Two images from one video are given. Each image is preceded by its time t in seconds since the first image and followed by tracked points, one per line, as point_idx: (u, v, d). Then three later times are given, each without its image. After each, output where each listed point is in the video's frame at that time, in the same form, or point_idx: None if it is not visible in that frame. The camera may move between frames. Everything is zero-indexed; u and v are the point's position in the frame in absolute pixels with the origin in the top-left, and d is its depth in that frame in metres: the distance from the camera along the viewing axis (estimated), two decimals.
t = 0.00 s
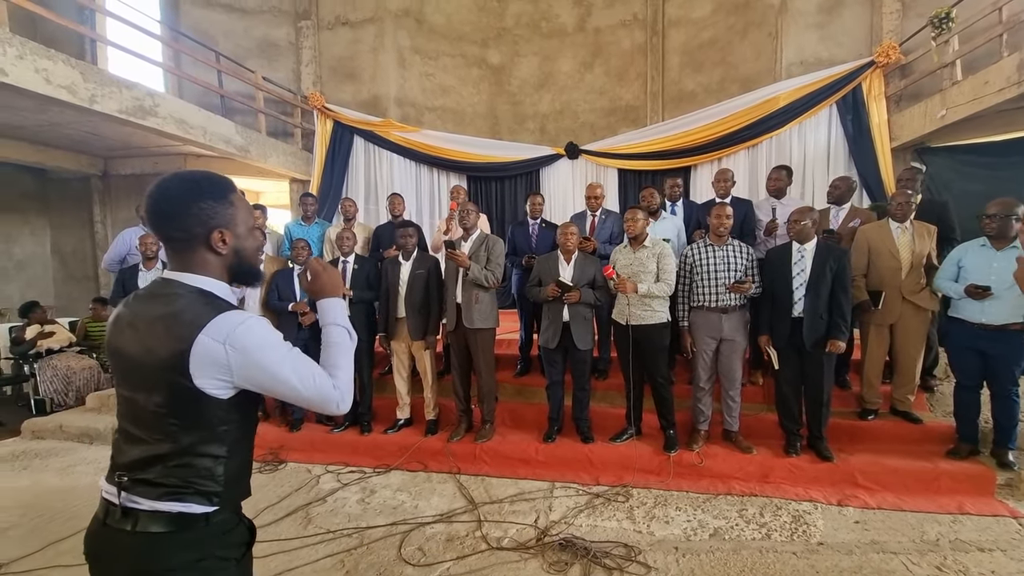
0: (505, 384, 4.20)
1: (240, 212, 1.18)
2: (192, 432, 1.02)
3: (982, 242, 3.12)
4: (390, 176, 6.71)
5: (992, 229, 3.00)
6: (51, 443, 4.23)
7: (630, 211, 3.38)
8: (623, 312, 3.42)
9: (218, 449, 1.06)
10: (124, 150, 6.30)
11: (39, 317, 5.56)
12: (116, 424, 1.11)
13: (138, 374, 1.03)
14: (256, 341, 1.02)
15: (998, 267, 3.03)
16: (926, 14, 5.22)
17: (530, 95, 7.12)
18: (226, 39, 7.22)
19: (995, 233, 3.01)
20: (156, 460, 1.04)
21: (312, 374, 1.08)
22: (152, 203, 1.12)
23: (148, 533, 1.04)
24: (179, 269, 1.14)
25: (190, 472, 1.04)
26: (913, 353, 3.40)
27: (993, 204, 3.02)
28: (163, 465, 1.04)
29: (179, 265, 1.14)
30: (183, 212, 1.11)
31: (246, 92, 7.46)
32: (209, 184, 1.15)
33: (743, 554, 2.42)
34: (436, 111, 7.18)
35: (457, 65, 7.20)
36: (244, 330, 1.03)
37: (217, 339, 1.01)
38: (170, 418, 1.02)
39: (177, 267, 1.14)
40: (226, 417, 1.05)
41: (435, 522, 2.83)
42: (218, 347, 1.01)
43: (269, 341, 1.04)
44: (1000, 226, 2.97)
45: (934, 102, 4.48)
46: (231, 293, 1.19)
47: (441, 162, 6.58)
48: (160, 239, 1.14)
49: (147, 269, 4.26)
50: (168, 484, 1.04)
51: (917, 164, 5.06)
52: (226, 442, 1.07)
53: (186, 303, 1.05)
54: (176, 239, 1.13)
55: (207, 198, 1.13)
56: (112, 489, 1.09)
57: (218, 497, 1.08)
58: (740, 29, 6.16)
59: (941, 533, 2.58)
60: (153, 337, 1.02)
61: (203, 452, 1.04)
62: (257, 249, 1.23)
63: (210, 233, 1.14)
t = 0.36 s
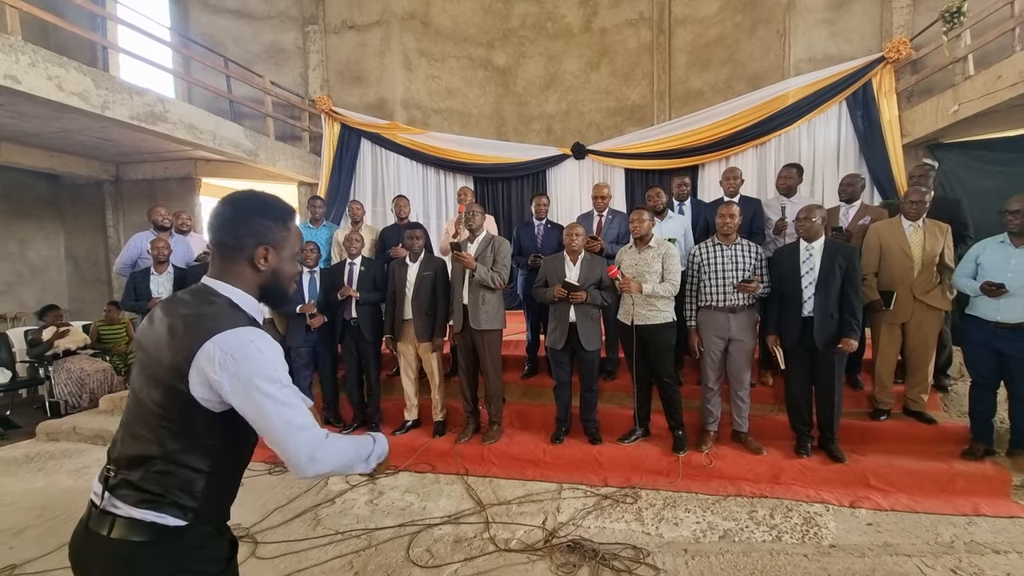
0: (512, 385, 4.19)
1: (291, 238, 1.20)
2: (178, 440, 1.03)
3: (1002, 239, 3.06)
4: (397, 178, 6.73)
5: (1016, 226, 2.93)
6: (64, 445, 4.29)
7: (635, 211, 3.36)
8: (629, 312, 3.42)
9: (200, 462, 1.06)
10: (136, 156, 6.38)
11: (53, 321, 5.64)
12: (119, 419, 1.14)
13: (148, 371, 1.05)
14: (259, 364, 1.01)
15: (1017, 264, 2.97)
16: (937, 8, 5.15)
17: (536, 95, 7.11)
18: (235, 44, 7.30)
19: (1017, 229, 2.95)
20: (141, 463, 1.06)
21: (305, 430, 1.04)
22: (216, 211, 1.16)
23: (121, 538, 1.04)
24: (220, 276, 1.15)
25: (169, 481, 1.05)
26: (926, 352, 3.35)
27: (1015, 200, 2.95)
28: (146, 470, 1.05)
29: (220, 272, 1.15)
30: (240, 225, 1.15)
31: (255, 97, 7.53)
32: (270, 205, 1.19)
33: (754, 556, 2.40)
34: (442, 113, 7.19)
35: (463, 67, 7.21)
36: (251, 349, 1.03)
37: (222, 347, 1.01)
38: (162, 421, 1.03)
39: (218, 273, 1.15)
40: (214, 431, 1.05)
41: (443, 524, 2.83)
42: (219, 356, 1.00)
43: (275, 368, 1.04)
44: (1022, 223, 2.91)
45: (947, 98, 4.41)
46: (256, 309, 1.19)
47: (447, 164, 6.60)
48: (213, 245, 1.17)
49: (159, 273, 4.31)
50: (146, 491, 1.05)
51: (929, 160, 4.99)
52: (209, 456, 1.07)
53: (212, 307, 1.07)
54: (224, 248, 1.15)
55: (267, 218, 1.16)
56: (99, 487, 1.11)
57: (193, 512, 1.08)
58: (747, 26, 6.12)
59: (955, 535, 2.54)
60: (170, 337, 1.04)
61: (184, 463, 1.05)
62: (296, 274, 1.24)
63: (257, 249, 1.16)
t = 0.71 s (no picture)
0: (520, 387, 4.18)
1: (261, 220, 1.19)
2: (205, 434, 1.03)
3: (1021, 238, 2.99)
4: (405, 180, 6.76)
5: None
6: (80, 446, 4.36)
7: (643, 212, 3.34)
8: (638, 314, 3.39)
9: (230, 454, 1.06)
10: (149, 160, 6.47)
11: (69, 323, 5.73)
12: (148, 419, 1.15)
13: (163, 374, 1.06)
14: (265, 342, 1.01)
15: None
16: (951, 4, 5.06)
17: (544, 96, 7.09)
18: (246, 49, 7.38)
19: None
20: (174, 457, 1.05)
21: (335, 358, 1.04)
22: (176, 214, 1.15)
23: (159, 530, 1.05)
24: (207, 276, 1.15)
25: (202, 474, 1.04)
26: (943, 353, 3.29)
27: None
28: (178, 464, 1.05)
29: (207, 272, 1.15)
30: (206, 221, 1.13)
31: (265, 101, 7.60)
32: (229, 192, 1.16)
33: (765, 561, 2.37)
34: (450, 115, 7.21)
35: (471, 69, 7.22)
36: (251, 333, 1.01)
37: (225, 342, 1.01)
38: (190, 416, 1.03)
39: (205, 274, 1.15)
40: (237, 423, 1.05)
41: (451, 526, 2.82)
42: (228, 349, 1.01)
43: (279, 338, 1.02)
44: None
45: (961, 95, 4.34)
46: (255, 299, 1.19)
47: (455, 165, 6.61)
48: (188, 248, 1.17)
49: (170, 275, 4.36)
50: (180, 485, 1.05)
51: (944, 159, 4.90)
52: (238, 447, 1.06)
53: (207, 305, 1.07)
54: (201, 247, 1.14)
55: (227, 206, 1.14)
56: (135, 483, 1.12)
57: (227, 503, 1.07)
58: (757, 25, 6.07)
59: (973, 540, 2.48)
60: (174, 340, 1.05)
61: (216, 454, 1.05)
62: (281, 255, 1.24)
63: (232, 241, 1.15)
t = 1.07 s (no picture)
0: (545, 385, 4.16)
1: (306, 226, 1.24)
2: (234, 432, 1.06)
3: None
4: (432, 179, 6.81)
5: None
6: (123, 436, 4.55)
7: (672, 208, 3.27)
8: (666, 312, 3.32)
9: (257, 452, 1.08)
10: (187, 162, 6.71)
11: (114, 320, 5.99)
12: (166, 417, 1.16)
13: (194, 369, 1.07)
14: (298, 350, 1.04)
15: None
16: None
17: (570, 92, 7.03)
18: (278, 53, 7.57)
19: None
20: (200, 456, 1.07)
21: (346, 407, 1.04)
22: (228, 216, 1.20)
23: (185, 529, 1.07)
24: (246, 276, 1.18)
25: (229, 472, 1.07)
26: (993, 355, 3.11)
27: None
28: (204, 463, 1.07)
29: (247, 272, 1.18)
30: (257, 224, 1.18)
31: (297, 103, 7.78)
32: (277, 198, 1.22)
33: (798, 569, 2.28)
34: (476, 113, 7.23)
35: (497, 66, 7.21)
36: (288, 337, 1.05)
37: (266, 341, 1.03)
38: (220, 413, 1.05)
39: (245, 274, 1.18)
40: (265, 421, 1.07)
41: (476, 523, 2.83)
42: (265, 350, 1.03)
43: (306, 350, 1.05)
44: None
45: (1014, 83, 4.03)
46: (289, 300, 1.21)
47: (481, 164, 6.62)
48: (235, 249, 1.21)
49: (207, 274, 4.51)
50: (208, 483, 1.07)
51: (995, 149, 4.59)
52: (264, 445, 1.09)
53: (246, 306, 1.09)
54: (247, 248, 1.18)
55: (277, 211, 1.20)
56: (155, 484, 1.12)
57: (252, 500, 1.10)
58: (792, 13, 5.87)
59: None
60: (210, 337, 1.06)
61: (243, 452, 1.07)
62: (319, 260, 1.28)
63: (279, 243, 1.20)
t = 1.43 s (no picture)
0: (557, 385, 4.13)
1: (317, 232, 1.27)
2: (252, 431, 1.06)
3: None
4: (444, 177, 6.82)
5: None
6: (143, 432, 4.63)
7: (689, 205, 3.22)
8: (681, 312, 3.26)
9: (271, 451, 1.09)
10: (204, 163, 6.80)
11: (134, 318, 6.09)
12: (167, 421, 1.13)
13: (209, 370, 1.06)
14: (330, 358, 1.07)
15: None
16: None
17: (583, 90, 6.96)
18: (292, 54, 7.64)
19: None
20: (211, 457, 1.06)
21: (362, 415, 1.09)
22: (239, 215, 1.19)
23: (195, 531, 1.05)
24: (255, 276, 1.18)
25: (242, 472, 1.06)
26: (1021, 356, 3.01)
27: None
28: (217, 464, 1.06)
29: (256, 272, 1.18)
30: (273, 227, 1.18)
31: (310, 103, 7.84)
32: (289, 201, 1.23)
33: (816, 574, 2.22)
34: (487, 112, 7.22)
35: (509, 64, 7.18)
36: (320, 342, 1.08)
37: (295, 342, 1.06)
38: (233, 413, 1.04)
39: (254, 274, 1.18)
40: (282, 419, 1.09)
41: (487, 523, 2.81)
42: (292, 351, 1.05)
43: (336, 358, 1.09)
44: None
45: None
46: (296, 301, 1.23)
47: (493, 162, 6.60)
48: (242, 249, 1.20)
49: (222, 273, 4.55)
50: (220, 484, 1.06)
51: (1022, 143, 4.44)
52: (278, 443, 1.10)
53: (259, 309, 1.09)
54: (258, 249, 1.18)
55: (292, 214, 1.21)
56: (157, 491, 1.09)
57: (264, 498, 1.10)
58: (810, 6, 5.74)
59: None
60: (226, 337, 1.06)
61: (257, 451, 1.07)
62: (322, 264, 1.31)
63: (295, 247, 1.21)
